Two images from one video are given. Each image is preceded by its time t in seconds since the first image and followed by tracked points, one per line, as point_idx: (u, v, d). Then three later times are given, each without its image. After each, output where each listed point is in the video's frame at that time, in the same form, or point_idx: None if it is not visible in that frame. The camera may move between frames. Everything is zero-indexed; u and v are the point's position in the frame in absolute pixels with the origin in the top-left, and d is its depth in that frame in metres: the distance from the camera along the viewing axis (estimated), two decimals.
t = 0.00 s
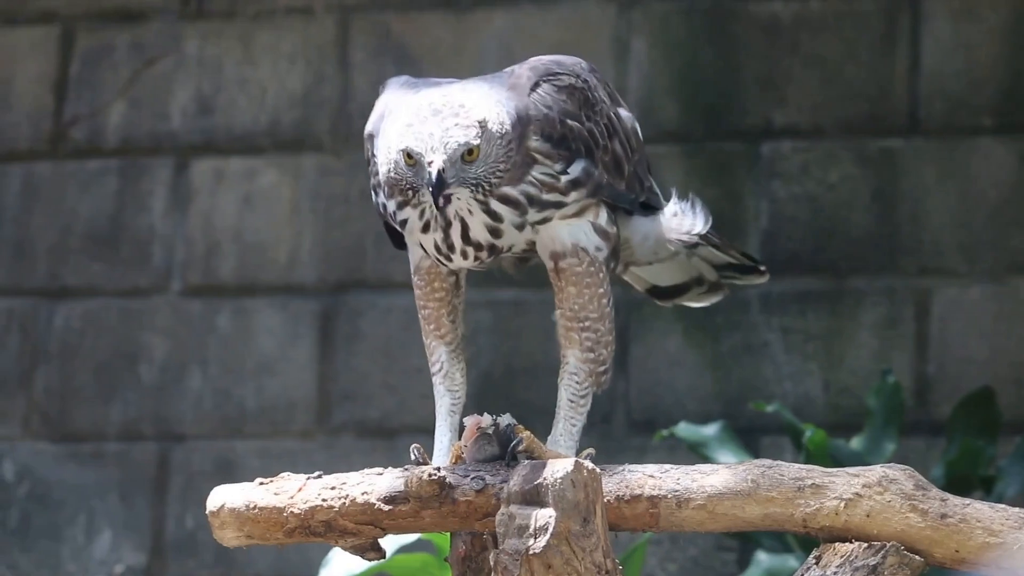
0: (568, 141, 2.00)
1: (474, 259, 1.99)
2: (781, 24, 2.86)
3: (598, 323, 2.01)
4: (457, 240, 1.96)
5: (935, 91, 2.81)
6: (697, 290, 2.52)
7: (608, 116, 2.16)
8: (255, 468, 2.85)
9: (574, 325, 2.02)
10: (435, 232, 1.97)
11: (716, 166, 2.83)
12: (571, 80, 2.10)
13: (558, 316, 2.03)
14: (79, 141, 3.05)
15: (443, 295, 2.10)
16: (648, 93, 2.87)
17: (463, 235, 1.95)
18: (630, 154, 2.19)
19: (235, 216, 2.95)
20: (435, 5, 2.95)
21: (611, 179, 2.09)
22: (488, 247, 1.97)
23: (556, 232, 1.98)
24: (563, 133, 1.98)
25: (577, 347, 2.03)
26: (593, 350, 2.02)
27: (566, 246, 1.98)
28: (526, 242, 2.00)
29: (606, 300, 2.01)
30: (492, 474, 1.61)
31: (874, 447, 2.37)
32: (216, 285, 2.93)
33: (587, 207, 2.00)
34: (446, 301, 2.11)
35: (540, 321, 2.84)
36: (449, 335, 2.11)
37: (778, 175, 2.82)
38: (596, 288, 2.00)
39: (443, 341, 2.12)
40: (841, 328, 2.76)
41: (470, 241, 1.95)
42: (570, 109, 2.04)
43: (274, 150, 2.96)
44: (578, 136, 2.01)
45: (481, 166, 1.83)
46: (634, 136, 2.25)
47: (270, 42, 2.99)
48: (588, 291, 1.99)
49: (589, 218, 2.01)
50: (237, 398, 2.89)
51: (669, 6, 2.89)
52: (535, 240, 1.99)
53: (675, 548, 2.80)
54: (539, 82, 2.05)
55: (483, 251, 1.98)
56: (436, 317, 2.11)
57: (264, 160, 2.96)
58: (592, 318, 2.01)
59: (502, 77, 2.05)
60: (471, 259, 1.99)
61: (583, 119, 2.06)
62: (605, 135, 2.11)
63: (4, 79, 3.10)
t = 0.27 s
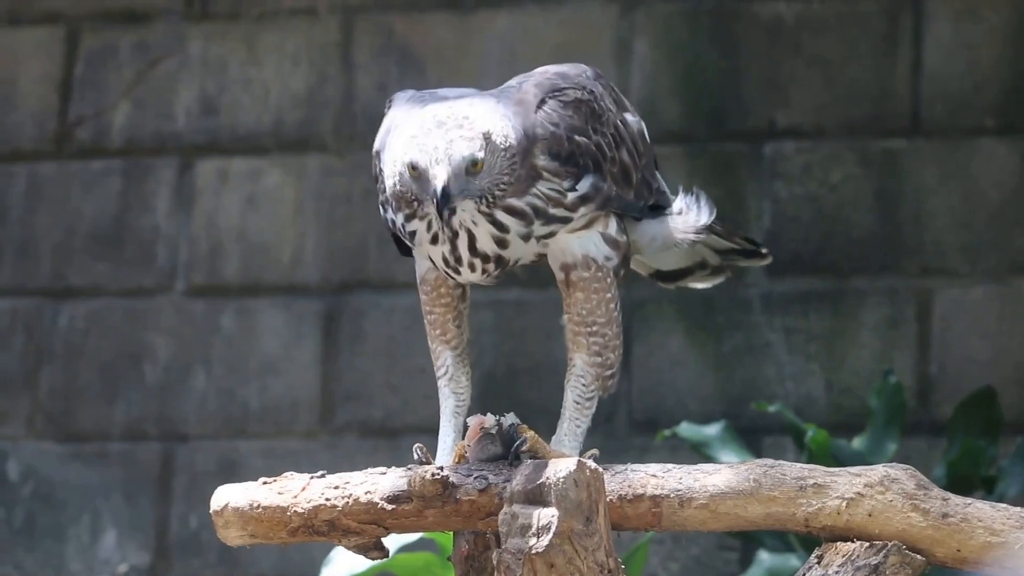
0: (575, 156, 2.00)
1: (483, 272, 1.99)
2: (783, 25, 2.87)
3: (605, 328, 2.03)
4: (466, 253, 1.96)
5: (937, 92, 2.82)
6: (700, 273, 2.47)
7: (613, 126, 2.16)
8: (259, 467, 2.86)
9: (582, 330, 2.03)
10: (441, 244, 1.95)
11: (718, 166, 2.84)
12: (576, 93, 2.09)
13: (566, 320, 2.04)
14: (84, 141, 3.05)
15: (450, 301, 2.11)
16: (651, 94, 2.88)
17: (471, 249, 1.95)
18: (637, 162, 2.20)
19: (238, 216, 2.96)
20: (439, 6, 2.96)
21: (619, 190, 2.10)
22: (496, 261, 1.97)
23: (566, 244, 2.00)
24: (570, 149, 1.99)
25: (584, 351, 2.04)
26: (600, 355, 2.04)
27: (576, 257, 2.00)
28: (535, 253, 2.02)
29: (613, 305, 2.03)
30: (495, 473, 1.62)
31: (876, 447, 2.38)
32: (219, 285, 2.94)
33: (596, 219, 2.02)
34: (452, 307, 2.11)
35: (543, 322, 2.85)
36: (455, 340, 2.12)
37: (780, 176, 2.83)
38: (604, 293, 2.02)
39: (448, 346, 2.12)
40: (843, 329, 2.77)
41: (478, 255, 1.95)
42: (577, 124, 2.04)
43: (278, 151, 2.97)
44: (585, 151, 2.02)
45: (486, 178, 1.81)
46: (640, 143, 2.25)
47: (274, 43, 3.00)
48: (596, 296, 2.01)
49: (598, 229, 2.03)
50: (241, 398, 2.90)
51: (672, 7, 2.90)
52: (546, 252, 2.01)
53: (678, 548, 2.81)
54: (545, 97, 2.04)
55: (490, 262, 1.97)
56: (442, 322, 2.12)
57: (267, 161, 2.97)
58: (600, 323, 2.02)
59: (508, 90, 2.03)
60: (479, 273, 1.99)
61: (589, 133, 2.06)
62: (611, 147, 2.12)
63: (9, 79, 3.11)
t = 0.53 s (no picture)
0: (570, 172, 1.98)
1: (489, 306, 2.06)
2: (784, 26, 2.88)
3: (609, 331, 2.04)
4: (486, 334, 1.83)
5: (938, 94, 2.83)
6: (707, 245, 2.40)
7: (609, 127, 2.11)
8: (261, 468, 2.86)
9: (585, 334, 2.04)
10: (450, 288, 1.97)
11: (720, 168, 2.84)
12: (566, 104, 2.01)
13: (568, 326, 2.06)
14: (86, 143, 3.06)
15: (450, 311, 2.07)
16: (653, 95, 2.89)
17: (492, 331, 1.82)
18: (635, 158, 2.17)
19: (241, 217, 2.97)
20: (441, 7, 2.96)
21: (617, 196, 2.10)
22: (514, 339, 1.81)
23: (569, 255, 2.04)
24: (564, 167, 1.96)
25: (588, 356, 2.05)
26: (604, 358, 2.04)
27: (580, 267, 2.04)
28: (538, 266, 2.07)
29: (615, 308, 2.05)
30: (496, 474, 1.63)
31: (877, 448, 2.39)
32: (221, 286, 2.94)
33: (595, 229, 2.05)
34: (452, 316, 2.08)
35: (545, 322, 2.86)
36: (456, 348, 2.11)
37: (781, 177, 2.84)
38: (606, 297, 2.04)
39: (449, 354, 2.12)
40: (844, 329, 2.78)
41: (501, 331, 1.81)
42: (570, 138, 1.98)
43: (280, 152, 2.97)
44: (580, 164, 1.99)
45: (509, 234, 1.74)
46: (638, 133, 2.21)
47: (276, 44, 3.01)
48: (598, 301, 2.03)
49: (597, 237, 2.08)
50: (243, 398, 2.90)
51: (673, 9, 2.90)
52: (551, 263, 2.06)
53: (679, 549, 2.82)
54: (534, 114, 1.97)
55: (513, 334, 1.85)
56: (443, 330, 2.10)
57: (270, 162, 2.97)
58: (603, 327, 2.03)
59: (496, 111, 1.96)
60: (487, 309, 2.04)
61: (583, 145, 2.02)
62: (607, 152, 2.08)
63: (12, 80, 3.12)
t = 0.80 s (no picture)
0: (571, 200, 2.01)
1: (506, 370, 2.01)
2: (786, 27, 2.88)
3: (615, 337, 2.17)
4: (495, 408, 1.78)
5: (940, 96, 2.82)
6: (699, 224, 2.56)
7: (604, 135, 2.12)
8: (262, 469, 2.86)
9: (593, 343, 2.18)
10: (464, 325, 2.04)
11: (721, 169, 2.85)
12: (560, 130, 2.02)
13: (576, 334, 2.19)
14: (88, 143, 3.06)
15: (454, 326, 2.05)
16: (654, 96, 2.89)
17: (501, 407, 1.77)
18: (633, 160, 2.19)
19: (242, 218, 2.97)
20: (442, 7, 2.96)
21: (618, 207, 2.14)
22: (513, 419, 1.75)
23: (578, 272, 2.15)
24: (565, 198, 1.99)
25: (595, 363, 2.19)
26: (612, 365, 2.18)
27: (586, 281, 2.16)
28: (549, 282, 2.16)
29: (621, 315, 2.18)
30: (497, 476, 1.63)
31: (878, 449, 2.39)
32: (222, 286, 2.94)
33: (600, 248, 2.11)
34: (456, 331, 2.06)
35: (547, 323, 2.86)
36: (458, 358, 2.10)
37: (782, 179, 2.84)
38: (612, 306, 2.17)
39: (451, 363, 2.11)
40: (846, 331, 2.78)
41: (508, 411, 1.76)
42: (567, 165, 2.01)
43: (282, 152, 2.97)
44: (580, 192, 2.02)
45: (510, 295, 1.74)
46: (632, 130, 2.21)
47: (277, 45, 3.01)
48: (605, 310, 2.16)
49: (604, 251, 2.14)
50: (244, 399, 2.90)
51: (675, 10, 2.90)
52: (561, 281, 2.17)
53: (680, 550, 2.81)
54: (531, 150, 1.98)
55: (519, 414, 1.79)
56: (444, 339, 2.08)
57: (271, 162, 2.97)
58: (610, 334, 2.17)
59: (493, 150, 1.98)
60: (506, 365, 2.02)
61: (581, 169, 2.04)
62: (604, 165, 2.10)
63: (13, 81, 3.12)
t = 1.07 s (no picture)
0: (570, 201, 2.01)
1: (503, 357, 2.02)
2: (785, 27, 2.88)
3: (614, 338, 2.17)
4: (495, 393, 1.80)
5: (938, 96, 2.82)
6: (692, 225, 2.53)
7: (603, 136, 2.13)
8: (261, 469, 2.86)
9: (592, 344, 2.17)
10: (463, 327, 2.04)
11: (720, 169, 2.85)
12: (559, 130, 2.03)
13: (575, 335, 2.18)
14: (86, 143, 3.06)
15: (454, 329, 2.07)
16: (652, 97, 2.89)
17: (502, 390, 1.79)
18: (632, 160, 2.19)
19: (240, 218, 2.97)
20: (441, 7, 2.96)
21: (618, 208, 2.14)
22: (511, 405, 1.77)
23: (577, 273, 2.15)
24: (565, 199, 1.99)
25: (594, 364, 2.19)
26: (611, 365, 2.18)
27: (585, 283, 2.16)
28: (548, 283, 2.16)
29: (620, 316, 2.18)
30: (495, 476, 1.63)
31: (875, 449, 2.39)
32: (220, 286, 2.94)
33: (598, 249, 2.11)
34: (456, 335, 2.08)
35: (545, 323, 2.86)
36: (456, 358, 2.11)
37: (781, 179, 2.84)
38: (610, 306, 2.17)
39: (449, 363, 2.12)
40: (844, 331, 2.78)
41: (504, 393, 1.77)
42: (567, 167, 2.02)
43: (280, 152, 2.97)
44: (579, 193, 2.02)
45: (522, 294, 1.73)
46: (631, 130, 2.22)
47: (276, 45, 3.01)
48: (604, 310, 2.16)
49: (603, 253, 2.15)
50: (243, 399, 2.90)
51: (673, 10, 2.90)
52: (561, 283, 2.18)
53: (677, 550, 2.82)
54: (529, 149, 1.99)
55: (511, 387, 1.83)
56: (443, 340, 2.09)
57: (269, 162, 2.97)
58: (609, 335, 2.17)
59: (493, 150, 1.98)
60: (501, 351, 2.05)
61: (580, 169, 2.05)
62: (604, 166, 2.11)
63: (12, 81, 3.12)
